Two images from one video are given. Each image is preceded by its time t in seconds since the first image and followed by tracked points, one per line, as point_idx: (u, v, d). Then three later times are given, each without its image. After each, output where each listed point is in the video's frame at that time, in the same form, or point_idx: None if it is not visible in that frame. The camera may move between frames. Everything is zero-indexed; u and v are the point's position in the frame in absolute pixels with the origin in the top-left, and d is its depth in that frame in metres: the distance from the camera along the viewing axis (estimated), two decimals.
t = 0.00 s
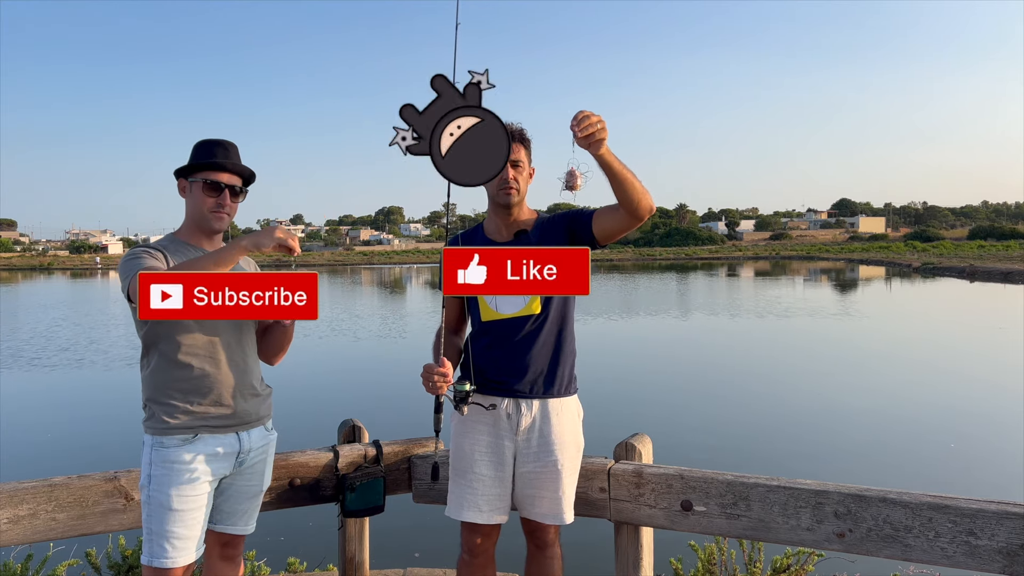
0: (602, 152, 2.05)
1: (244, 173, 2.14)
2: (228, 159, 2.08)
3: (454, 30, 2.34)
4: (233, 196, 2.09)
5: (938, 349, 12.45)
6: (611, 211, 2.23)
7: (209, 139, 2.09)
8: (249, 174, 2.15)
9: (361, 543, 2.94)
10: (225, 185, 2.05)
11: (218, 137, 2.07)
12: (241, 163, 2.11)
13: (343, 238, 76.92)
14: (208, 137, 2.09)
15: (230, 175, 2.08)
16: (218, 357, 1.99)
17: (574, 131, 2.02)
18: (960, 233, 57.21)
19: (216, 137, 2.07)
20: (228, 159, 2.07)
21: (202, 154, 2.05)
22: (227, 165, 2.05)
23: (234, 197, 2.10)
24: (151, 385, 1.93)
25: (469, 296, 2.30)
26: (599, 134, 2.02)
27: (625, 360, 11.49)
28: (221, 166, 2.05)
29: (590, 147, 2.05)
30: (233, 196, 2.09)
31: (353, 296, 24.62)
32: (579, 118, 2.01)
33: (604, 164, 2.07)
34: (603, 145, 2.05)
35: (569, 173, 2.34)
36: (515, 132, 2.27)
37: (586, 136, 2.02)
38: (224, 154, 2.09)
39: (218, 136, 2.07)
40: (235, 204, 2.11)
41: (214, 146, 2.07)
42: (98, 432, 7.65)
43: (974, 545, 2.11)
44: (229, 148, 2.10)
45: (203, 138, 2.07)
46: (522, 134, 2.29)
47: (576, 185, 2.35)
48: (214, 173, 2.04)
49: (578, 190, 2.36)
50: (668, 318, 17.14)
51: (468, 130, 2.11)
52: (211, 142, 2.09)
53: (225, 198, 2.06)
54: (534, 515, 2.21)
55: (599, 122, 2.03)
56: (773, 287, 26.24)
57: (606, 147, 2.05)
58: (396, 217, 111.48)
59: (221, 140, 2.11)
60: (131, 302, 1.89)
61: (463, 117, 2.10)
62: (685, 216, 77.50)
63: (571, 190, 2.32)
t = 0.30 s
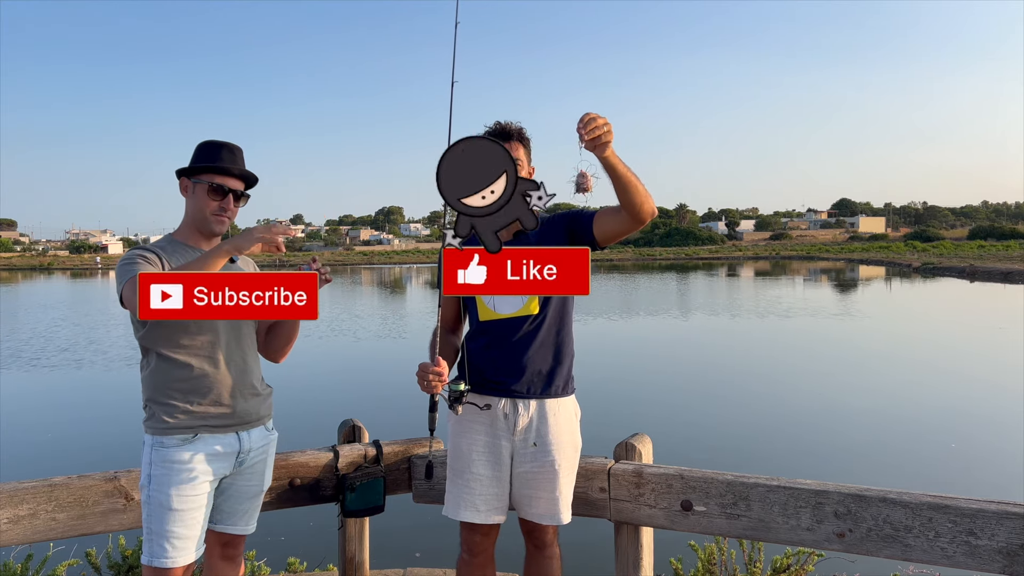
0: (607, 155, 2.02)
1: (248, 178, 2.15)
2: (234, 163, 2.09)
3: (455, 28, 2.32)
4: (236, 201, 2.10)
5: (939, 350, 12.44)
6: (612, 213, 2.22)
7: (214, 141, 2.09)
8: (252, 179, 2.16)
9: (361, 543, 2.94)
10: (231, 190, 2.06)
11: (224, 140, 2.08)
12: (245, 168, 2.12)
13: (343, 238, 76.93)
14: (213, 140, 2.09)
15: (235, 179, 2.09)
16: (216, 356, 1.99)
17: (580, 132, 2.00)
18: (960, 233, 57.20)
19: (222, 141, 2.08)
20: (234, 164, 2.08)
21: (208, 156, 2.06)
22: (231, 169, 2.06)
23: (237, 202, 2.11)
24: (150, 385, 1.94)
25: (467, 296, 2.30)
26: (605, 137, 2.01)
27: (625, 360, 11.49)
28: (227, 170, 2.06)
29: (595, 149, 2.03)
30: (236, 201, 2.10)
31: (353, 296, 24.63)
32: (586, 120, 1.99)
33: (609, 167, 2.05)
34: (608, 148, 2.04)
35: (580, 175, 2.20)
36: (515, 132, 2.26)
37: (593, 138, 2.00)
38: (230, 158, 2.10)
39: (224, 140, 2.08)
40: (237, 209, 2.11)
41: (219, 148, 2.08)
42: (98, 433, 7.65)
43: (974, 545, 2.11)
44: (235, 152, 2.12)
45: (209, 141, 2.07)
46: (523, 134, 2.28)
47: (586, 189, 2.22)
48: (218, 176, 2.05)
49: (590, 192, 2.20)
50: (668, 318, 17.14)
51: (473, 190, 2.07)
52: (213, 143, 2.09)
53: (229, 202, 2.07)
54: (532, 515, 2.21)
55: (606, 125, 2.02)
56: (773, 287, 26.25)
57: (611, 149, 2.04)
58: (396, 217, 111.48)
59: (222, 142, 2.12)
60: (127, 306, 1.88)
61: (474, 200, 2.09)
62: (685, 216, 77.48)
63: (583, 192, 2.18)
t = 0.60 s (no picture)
0: (609, 156, 2.02)
1: (248, 178, 2.15)
2: (236, 164, 2.09)
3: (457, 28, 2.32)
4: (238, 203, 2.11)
5: (939, 350, 12.44)
6: (613, 214, 2.23)
7: (214, 141, 2.08)
8: (253, 179, 2.17)
9: (361, 543, 2.94)
10: (234, 192, 2.07)
11: (225, 141, 2.07)
12: (246, 169, 2.12)
13: (343, 238, 76.92)
14: (214, 140, 2.08)
15: (236, 180, 2.09)
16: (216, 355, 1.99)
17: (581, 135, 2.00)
18: (960, 233, 57.20)
19: (223, 141, 2.07)
20: (236, 165, 2.08)
21: (208, 157, 2.05)
22: (233, 171, 2.07)
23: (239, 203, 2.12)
24: (150, 384, 1.94)
25: (468, 295, 2.30)
26: (606, 140, 2.00)
27: (625, 360, 11.50)
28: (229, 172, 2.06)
29: (597, 151, 2.03)
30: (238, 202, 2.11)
31: (353, 296, 24.64)
32: (586, 123, 1.99)
33: (610, 169, 2.05)
34: (610, 149, 2.04)
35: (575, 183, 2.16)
36: (515, 132, 2.26)
37: (594, 140, 2.00)
38: (232, 159, 2.09)
39: (225, 140, 2.07)
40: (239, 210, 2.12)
41: (221, 149, 2.07)
42: (98, 433, 7.65)
43: (974, 545, 2.11)
44: (236, 152, 2.11)
45: (209, 141, 2.06)
46: (523, 134, 2.28)
47: (581, 197, 2.21)
48: (220, 178, 2.04)
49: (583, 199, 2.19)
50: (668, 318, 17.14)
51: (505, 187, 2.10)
52: (215, 143, 2.08)
53: (235, 205, 2.10)
54: (532, 516, 2.21)
55: (608, 128, 2.02)
56: (772, 287, 26.26)
57: (613, 151, 2.04)
58: (396, 217, 111.43)
59: (222, 141, 2.10)
60: (127, 308, 1.87)
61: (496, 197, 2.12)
62: (685, 216, 77.47)
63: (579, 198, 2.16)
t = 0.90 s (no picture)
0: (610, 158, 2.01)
1: (247, 177, 2.14)
2: (235, 164, 2.08)
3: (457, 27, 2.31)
4: (239, 202, 2.10)
5: (938, 350, 12.44)
6: (614, 216, 2.22)
7: (212, 141, 2.07)
8: (252, 178, 2.16)
9: (361, 543, 2.94)
10: (235, 191, 2.07)
11: (223, 139, 2.06)
12: (245, 168, 2.11)
13: (344, 238, 76.93)
14: (211, 139, 2.07)
15: (236, 180, 2.09)
16: (216, 355, 1.99)
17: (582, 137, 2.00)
18: (960, 233, 57.20)
19: (221, 140, 2.06)
20: (235, 165, 2.08)
21: (206, 157, 2.04)
22: (233, 170, 2.06)
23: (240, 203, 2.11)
24: (151, 384, 1.94)
25: (468, 296, 2.31)
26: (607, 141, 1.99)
27: (625, 360, 11.50)
28: (228, 171, 2.06)
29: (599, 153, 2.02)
30: (239, 202, 2.11)
31: (353, 296, 24.65)
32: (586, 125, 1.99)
33: (612, 171, 2.05)
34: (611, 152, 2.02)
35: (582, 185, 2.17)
36: (515, 132, 2.26)
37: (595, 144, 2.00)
38: (230, 158, 2.09)
39: (223, 139, 2.06)
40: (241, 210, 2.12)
41: (220, 149, 2.06)
42: (98, 433, 7.65)
43: (974, 545, 2.11)
44: (234, 152, 2.10)
45: (207, 140, 2.05)
46: (523, 134, 2.28)
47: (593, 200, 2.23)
48: (220, 178, 2.04)
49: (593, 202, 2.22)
50: (668, 318, 17.15)
51: (639, 106, 1.91)
52: (213, 143, 2.06)
53: (235, 204, 2.09)
54: (532, 516, 2.21)
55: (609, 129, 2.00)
56: (772, 287, 26.26)
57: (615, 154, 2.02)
58: (396, 217, 111.47)
59: (220, 141, 2.09)
60: (127, 309, 1.87)
61: (624, 95, 1.91)
62: (685, 216, 77.47)
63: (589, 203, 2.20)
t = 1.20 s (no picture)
0: (615, 156, 2.02)
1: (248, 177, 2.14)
2: (235, 163, 2.08)
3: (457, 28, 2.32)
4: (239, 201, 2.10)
5: (938, 350, 12.44)
6: (616, 218, 2.22)
7: (213, 141, 2.07)
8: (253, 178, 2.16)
9: (361, 543, 2.94)
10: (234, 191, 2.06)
11: (223, 139, 2.06)
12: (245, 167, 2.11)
13: (344, 238, 76.95)
14: (212, 139, 2.07)
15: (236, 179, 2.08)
16: (217, 356, 1.99)
17: (587, 135, 2.02)
18: (960, 233, 57.21)
19: (221, 139, 2.05)
20: (234, 164, 2.07)
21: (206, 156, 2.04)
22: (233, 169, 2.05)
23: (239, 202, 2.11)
24: (152, 385, 1.93)
25: (467, 296, 2.31)
26: (612, 140, 2.01)
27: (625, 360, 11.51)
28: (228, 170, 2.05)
29: (602, 151, 2.03)
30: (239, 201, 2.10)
31: (353, 296, 24.67)
32: (592, 123, 2.00)
33: (615, 171, 2.05)
34: (615, 152, 2.03)
35: (582, 183, 2.22)
36: (519, 132, 2.26)
37: (600, 142, 2.01)
38: (231, 157, 2.08)
39: (224, 139, 2.06)
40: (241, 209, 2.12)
41: (220, 148, 2.06)
42: (98, 433, 7.64)
43: (974, 545, 2.11)
44: (235, 151, 2.10)
45: (207, 140, 2.04)
46: (528, 134, 2.28)
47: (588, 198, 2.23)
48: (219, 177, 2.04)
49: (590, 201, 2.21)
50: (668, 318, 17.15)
51: (733, 153, 1.94)
52: (214, 142, 2.06)
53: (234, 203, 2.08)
54: (532, 516, 2.21)
55: (612, 128, 2.02)
56: (772, 287, 26.26)
57: (619, 153, 2.03)
58: (396, 218, 111.47)
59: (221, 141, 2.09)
60: (126, 308, 1.86)
61: (749, 145, 1.93)
62: (685, 216, 77.46)
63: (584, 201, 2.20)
